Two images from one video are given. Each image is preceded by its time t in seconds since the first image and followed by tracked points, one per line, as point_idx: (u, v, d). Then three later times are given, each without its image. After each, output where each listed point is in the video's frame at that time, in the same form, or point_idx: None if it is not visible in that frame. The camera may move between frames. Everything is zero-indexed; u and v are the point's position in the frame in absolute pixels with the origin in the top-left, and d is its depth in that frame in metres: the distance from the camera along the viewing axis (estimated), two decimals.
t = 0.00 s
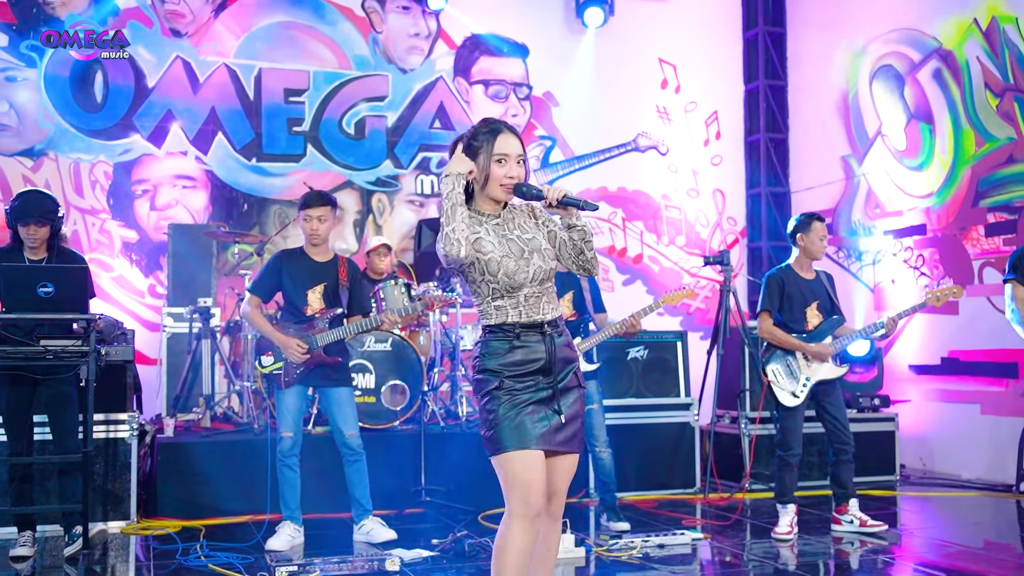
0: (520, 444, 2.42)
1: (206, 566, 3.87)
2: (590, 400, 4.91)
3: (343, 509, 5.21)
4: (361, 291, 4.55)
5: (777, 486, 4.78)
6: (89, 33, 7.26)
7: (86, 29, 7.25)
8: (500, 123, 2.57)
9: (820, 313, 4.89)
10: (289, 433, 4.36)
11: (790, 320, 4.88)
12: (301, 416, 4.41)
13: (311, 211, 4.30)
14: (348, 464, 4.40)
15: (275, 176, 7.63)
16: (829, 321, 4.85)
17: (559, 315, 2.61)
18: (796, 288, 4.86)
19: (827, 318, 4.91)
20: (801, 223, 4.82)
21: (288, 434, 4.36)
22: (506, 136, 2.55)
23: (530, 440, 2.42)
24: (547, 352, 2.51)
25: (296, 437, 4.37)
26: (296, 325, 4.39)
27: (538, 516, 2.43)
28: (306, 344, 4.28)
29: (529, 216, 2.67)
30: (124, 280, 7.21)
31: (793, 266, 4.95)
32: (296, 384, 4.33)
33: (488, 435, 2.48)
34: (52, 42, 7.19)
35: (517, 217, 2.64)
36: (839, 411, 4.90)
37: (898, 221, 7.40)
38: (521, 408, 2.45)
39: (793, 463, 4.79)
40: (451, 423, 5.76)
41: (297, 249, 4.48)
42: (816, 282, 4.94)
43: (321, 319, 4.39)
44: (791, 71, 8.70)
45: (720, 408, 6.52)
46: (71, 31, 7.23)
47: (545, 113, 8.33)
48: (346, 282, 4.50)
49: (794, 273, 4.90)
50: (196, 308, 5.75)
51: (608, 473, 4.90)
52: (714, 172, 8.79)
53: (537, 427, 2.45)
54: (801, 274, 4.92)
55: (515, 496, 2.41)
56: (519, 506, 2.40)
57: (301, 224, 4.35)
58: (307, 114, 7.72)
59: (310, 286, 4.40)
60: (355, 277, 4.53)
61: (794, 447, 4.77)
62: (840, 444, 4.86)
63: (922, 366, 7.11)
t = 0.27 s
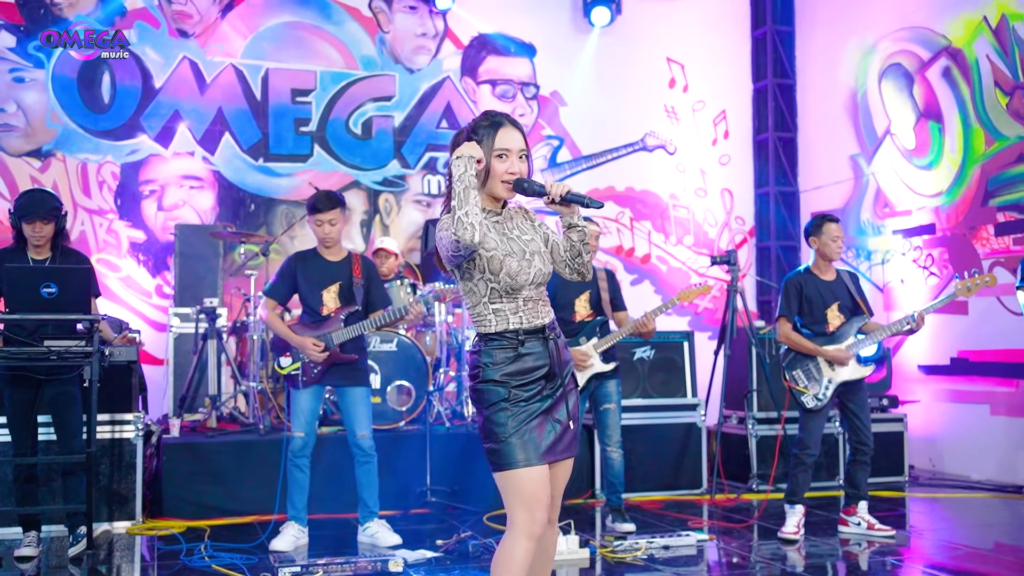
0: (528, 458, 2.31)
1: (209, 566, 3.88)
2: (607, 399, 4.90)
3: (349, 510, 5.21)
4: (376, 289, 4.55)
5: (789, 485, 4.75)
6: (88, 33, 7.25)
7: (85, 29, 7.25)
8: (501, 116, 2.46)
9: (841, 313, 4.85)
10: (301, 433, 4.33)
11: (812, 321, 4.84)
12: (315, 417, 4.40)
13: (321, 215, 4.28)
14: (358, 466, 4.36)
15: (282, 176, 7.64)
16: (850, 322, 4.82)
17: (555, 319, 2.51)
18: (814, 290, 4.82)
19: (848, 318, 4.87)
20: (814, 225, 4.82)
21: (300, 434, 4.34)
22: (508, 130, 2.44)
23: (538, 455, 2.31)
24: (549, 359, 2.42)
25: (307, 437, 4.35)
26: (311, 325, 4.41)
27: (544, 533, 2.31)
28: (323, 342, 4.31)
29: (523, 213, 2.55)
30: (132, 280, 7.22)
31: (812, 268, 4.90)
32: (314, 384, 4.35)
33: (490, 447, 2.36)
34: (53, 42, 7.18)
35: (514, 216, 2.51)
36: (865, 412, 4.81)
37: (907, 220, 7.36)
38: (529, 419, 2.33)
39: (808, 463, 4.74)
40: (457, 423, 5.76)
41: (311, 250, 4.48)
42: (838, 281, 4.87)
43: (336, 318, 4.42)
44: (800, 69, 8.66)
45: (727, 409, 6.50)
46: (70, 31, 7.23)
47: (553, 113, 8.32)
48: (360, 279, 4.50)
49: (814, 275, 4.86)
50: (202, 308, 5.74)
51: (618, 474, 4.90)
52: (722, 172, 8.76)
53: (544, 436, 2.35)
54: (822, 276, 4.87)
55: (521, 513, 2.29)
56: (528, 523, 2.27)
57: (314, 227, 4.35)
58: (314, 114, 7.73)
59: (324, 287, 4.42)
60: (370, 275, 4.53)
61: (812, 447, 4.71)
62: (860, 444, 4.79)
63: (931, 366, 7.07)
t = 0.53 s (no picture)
0: (524, 467, 2.28)
1: (208, 567, 3.88)
2: (615, 400, 4.93)
3: (351, 511, 5.21)
4: (389, 288, 4.53)
5: (793, 485, 4.78)
6: (89, 33, 7.26)
7: (86, 29, 7.26)
8: (496, 113, 2.45)
9: (850, 314, 4.82)
10: (311, 434, 4.32)
11: (820, 323, 4.83)
12: (327, 419, 4.40)
13: (335, 221, 4.27)
14: (367, 466, 4.36)
15: (285, 177, 7.64)
16: (861, 322, 4.77)
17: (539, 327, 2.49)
18: (823, 290, 4.80)
19: (858, 318, 4.84)
20: (823, 225, 4.77)
21: (310, 435, 4.32)
22: (504, 128, 2.42)
23: (535, 465, 2.27)
24: (534, 366, 2.40)
25: (317, 438, 4.33)
26: (324, 327, 4.44)
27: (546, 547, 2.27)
28: (336, 343, 4.32)
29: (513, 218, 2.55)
30: (135, 282, 7.23)
31: (821, 268, 4.87)
32: (328, 386, 4.35)
33: (480, 456, 2.32)
34: (52, 41, 7.19)
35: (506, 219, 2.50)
36: (875, 413, 4.78)
37: (912, 221, 7.33)
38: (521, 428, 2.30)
39: (813, 462, 4.76)
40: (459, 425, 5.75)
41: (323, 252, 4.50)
42: (848, 282, 4.85)
43: (349, 319, 4.44)
44: (805, 69, 8.64)
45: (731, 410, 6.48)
46: (70, 31, 7.24)
47: (557, 113, 8.31)
48: (372, 280, 4.49)
49: (821, 275, 4.84)
50: (205, 309, 5.74)
51: (622, 474, 4.91)
52: (727, 172, 8.73)
53: (537, 443, 2.33)
54: (831, 276, 4.85)
55: (522, 526, 2.25)
56: (532, 537, 2.23)
57: (329, 234, 4.34)
58: (318, 115, 7.73)
59: (336, 289, 4.44)
60: (381, 275, 4.52)
61: (817, 447, 4.74)
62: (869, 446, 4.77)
63: (936, 368, 7.04)
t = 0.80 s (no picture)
0: (504, 468, 2.29)
1: (206, 567, 3.88)
2: (610, 400, 4.89)
3: (351, 511, 5.20)
4: (388, 290, 4.50)
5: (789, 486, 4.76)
6: (89, 33, 7.28)
7: (85, 29, 7.27)
8: (489, 117, 2.46)
9: (846, 313, 4.81)
10: (310, 434, 4.32)
11: (814, 320, 4.82)
12: (325, 419, 4.39)
13: (339, 224, 4.25)
14: (364, 466, 4.34)
15: (287, 177, 7.64)
16: (855, 321, 4.77)
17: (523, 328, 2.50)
18: (820, 287, 4.79)
19: (854, 318, 4.83)
20: (825, 223, 4.74)
21: (309, 434, 4.31)
22: (499, 132, 2.43)
23: (513, 465, 2.29)
24: (514, 364, 2.41)
25: (315, 438, 4.33)
26: (324, 327, 4.45)
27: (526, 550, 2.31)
28: (335, 344, 4.34)
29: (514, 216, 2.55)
30: (137, 281, 7.24)
31: (821, 266, 4.86)
32: (326, 387, 4.36)
33: (454, 450, 2.31)
34: (52, 41, 7.20)
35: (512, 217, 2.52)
36: (867, 413, 4.77)
37: (915, 221, 7.31)
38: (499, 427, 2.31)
39: (809, 463, 4.74)
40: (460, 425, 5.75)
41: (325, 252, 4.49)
42: (845, 281, 4.83)
43: (349, 319, 4.45)
44: (808, 68, 8.62)
45: (732, 410, 6.48)
46: (70, 31, 7.25)
47: (559, 113, 8.30)
48: (372, 281, 4.48)
49: (820, 273, 4.83)
50: (207, 309, 5.75)
51: (619, 476, 4.89)
52: (730, 172, 8.72)
53: (515, 445, 2.35)
54: (830, 275, 4.83)
55: (504, 530, 2.28)
56: (512, 539, 2.26)
57: (333, 236, 4.33)
58: (320, 115, 7.73)
59: (337, 291, 4.44)
60: (381, 276, 4.49)
61: (813, 447, 4.72)
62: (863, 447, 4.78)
63: (939, 368, 7.02)
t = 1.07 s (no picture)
0: (479, 456, 2.34)
1: (205, 567, 3.89)
2: (596, 402, 4.87)
3: (352, 511, 5.20)
4: (375, 289, 4.57)
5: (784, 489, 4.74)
6: (89, 33, 7.28)
7: (85, 29, 7.28)
8: (491, 125, 2.48)
9: (831, 315, 4.85)
10: (302, 434, 4.34)
11: (800, 320, 4.84)
12: (315, 419, 4.40)
13: (332, 223, 4.27)
14: (357, 466, 4.38)
15: (289, 177, 7.65)
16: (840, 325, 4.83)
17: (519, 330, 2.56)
18: (810, 287, 4.78)
19: (837, 322, 4.88)
20: (823, 224, 4.72)
21: (300, 435, 4.34)
22: (501, 140, 2.45)
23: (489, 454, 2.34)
24: (503, 362, 2.47)
25: (308, 438, 4.36)
26: (312, 326, 4.44)
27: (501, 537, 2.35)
28: (322, 344, 4.36)
29: (524, 222, 2.59)
30: (140, 281, 7.26)
31: (809, 265, 4.84)
32: (314, 386, 4.36)
33: (432, 434, 2.37)
34: (52, 41, 7.21)
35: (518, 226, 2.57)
36: (849, 415, 4.82)
37: (919, 220, 7.29)
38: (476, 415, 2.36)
39: (801, 465, 4.72)
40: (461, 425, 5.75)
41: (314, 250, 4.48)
42: (833, 283, 4.84)
43: (336, 319, 4.47)
44: (812, 68, 8.59)
45: (734, 410, 6.46)
46: (70, 31, 7.25)
47: (562, 112, 8.30)
48: (360, 280, 4.52)
49: (810, 273, 4.81)
50: (208, 309, 5.75)
51: (615, 476, 4.88)
52: (733, 171, 8.70)
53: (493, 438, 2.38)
54: (818, 275, 4.82)
55: (478, 519, 2.32)
56: (485, 525, 2.30)
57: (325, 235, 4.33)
58: (322, 114, 7.74)
59: (326, 290, 4.45)
60: (369, 275, 4.55)
61: (801, 450, 4.72)
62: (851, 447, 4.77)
63: (943, 368, 7.00)
